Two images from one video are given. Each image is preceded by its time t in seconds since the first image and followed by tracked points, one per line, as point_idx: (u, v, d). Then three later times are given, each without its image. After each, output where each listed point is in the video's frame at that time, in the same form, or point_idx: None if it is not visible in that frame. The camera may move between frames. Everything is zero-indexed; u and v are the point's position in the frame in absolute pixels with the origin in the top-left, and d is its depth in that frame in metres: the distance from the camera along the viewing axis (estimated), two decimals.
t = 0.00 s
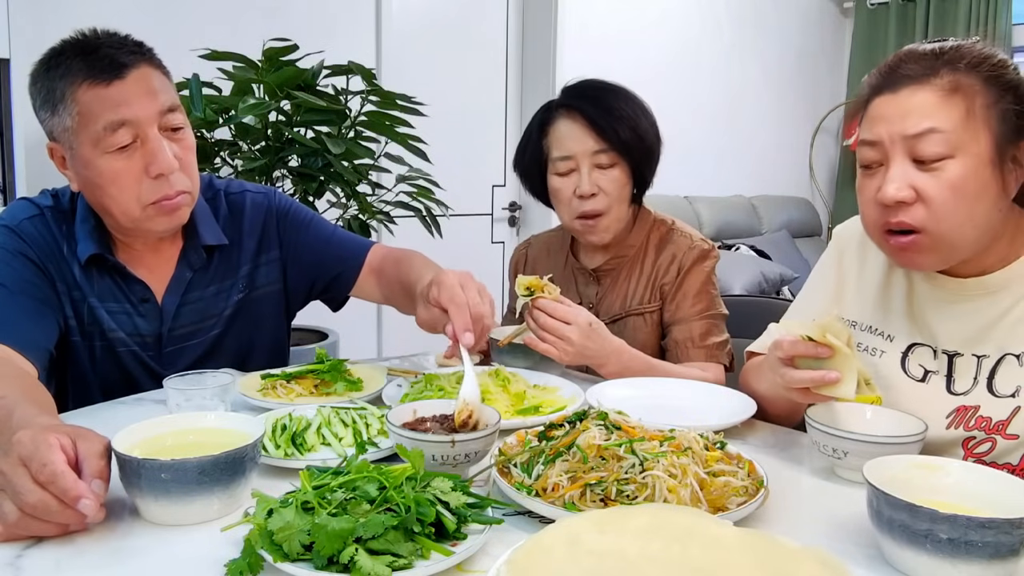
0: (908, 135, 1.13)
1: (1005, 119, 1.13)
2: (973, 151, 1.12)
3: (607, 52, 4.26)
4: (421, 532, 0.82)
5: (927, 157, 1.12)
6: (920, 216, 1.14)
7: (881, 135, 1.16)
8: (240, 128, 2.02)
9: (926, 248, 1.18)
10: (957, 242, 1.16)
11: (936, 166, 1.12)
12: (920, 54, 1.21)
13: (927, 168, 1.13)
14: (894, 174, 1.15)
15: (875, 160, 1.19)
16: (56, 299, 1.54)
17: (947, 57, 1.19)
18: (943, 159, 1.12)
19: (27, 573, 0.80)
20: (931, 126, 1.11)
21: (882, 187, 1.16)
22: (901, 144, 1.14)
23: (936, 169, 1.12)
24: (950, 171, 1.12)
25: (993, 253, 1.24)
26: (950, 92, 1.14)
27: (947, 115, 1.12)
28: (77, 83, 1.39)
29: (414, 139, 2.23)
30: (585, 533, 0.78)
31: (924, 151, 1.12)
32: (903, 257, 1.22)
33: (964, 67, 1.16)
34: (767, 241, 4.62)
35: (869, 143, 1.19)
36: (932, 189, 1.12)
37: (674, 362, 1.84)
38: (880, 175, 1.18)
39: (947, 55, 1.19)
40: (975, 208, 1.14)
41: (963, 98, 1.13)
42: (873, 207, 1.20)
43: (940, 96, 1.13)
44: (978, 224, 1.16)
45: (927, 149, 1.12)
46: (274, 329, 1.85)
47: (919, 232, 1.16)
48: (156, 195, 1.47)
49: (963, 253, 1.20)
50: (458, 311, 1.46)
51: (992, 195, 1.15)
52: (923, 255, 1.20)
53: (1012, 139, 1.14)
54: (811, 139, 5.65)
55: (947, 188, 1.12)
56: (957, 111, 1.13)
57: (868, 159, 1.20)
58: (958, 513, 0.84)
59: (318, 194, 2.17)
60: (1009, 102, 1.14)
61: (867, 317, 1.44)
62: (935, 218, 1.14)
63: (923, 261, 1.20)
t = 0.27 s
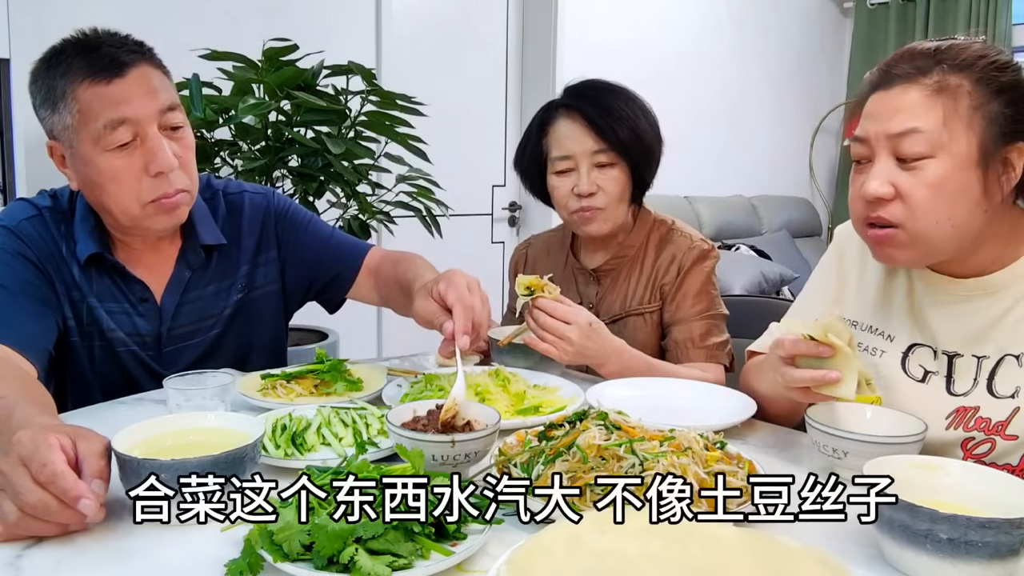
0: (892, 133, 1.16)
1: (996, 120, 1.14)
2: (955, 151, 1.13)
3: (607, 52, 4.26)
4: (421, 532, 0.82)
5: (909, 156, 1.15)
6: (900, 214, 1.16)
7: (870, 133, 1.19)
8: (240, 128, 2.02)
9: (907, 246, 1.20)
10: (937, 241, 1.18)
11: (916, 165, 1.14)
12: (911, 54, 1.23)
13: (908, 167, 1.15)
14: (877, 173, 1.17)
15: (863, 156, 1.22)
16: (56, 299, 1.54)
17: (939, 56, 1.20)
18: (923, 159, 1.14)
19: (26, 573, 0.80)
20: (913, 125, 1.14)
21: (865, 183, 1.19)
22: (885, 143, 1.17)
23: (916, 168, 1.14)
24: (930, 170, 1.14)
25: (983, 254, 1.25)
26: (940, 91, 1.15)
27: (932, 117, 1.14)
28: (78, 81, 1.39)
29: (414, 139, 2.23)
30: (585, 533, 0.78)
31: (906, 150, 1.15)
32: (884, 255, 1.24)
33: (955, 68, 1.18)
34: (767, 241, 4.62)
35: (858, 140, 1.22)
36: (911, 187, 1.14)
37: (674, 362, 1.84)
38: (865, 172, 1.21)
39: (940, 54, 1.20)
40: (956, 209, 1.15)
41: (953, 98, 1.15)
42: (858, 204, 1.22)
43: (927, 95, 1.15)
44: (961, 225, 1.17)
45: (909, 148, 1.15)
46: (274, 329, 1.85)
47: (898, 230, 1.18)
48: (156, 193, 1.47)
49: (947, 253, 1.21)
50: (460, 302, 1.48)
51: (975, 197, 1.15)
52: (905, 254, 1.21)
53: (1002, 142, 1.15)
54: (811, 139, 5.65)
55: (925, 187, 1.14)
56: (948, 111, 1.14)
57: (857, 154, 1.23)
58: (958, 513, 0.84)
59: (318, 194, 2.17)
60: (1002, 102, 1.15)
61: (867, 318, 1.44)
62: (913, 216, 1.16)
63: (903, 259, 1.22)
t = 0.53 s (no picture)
0: (885, 133, 1.17)
1: (989, 119, 1.14)
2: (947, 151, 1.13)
3: (607, 52, 4.26)
4: (420, 532, 0.82)
5: (901, 155, 1.15)
6: (891, 213, 1.17)
7: (865, 132, 1.21)
8: (240, 128, 2.02)
9: (899, 244, 1.21)
10: (930, 240, 1.18)
11: (908, 164, 1.15)
12: (906, 53, 1.24)
13: (900, 166, 1.16)
14: (869, 173, 1.19)
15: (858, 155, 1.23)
16: (56, 299, 1.54)
17: (934, 55, 1.20)
18: (914, 158, 1.15)
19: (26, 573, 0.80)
20: (904, 125, 1.15)
21: (858, 182, 1.20)
22: (879, 143, 1.18)
23: (907, 167, 1.15)
24: (921, 170, 1.14)
25: (980, 254, 1.25)
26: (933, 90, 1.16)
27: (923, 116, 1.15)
28: (77, 80, 1.39)
29: (414, 139, 2.23)
30: (585, 533, 0.78)
31: (899, 148, 1.15)
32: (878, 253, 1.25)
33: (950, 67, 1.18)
34: (767, 241, 4.62)
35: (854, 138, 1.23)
36: (902, 187, 1.15)
37: (674, 362, 1.84)
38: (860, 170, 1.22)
39: (935, 54, 1.20)
40: (948, 208, 1.15)
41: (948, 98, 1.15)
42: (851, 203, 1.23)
43: (920, 94, 1.16)
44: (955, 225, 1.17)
45: (901, 147, 1.15)
46: (273, 328, 1.84)
47: (892, 229, 1.19)
48: (155, 192, 1.47)
49: (940, 252, 1.21)
50: (465, 310, 1.49)
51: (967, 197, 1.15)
52: (898, 252, 1.22)
53: (996, 142, 1.15)
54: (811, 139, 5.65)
55: (916, 187, 1.14)
56: (942, 111, 1.14)
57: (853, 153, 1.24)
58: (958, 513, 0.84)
59: (318, 194, 2.17)
60: (998, 102, 1.15)
61: (867, 318, 1.44)
62: (904, 215, 1.16)
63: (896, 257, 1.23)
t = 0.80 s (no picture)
0: (883, 131, 1.17)
1: (987, 117, 1.14)
2: (945, 149, 1.14)
3: (607, 52, 4.26)
4: (421, 533, 0.82)
5: (899, 153, 1.16)
6: (890, 211, 1.18)
7: (865, 130, 1.21)
8: (240, 128, 2.02)
9: (897, 242, 1.21)
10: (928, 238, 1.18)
11: (906, 161, 1.15)
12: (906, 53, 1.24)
13: (898, 163, 1.16)
14: (870, 170, 1.19)
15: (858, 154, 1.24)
16: (56, 299, 1.54)
17: (934, 54, 1.21)
18: (911, 157, 1.15)
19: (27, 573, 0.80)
20: (903, 124, 1.15)
21: (859, 179, 1.21)
22: (878, 140, 1.19)
23: (905, 165, 1.15)
24: (919, 168, 1.14)
25: (980, 255, 1.25)
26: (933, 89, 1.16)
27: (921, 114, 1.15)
28: (77, 80, 1.39)
29: (414, 139, 2.23)
30: (585, 534, 0.78)
31: (898, 146, 1.16)
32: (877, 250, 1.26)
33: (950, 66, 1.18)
34: (767, 241, 4.62)
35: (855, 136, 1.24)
36: (901, 184, 1.15)
37: (674, 362, 1.84)
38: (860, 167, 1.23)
39: (933, 53, 1.21)
40: (946, 206, 1.15)
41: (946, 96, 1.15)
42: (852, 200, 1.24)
43: (920, 93, 1.16)
44: (953, 223, 1.17)
45: (899, 145, 1.15)
46: (273, 328, 1.84)
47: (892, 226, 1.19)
48: (155, 192, 1.47)
49: (939, 250, 1.21)
50: (468, 323, 1.49)
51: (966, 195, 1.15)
52: (896, 250, 1.22)
53: (998, 140, 1.15)
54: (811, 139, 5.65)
55: (915, 185, 1.14)
56: (939, 108, 1.15)
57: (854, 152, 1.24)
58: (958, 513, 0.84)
59: (318, 195, 2.17)
60: (998, 100, 1.15)
61: (867, 318, 1.44)
62: (902, 213, 1.17)
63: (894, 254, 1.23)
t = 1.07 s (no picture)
0: (882, 124, 1.19)
1: (988, 115, 1.15)
2: (941, 143, 1.14)
3: (607, 52, 4.26)
4: (420, 533, 0.82)
5: (898, 145, 1.17)
6: (887, 202, 1.19)
7: (868, 125, 1.22)
8: (240, 128, 2.02)
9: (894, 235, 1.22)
10: (925, 233, 1.19)
11: (902, 153, 1.16)
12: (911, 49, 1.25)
13: (895, 155, 1.17)
14: (868, 162, 1.21)
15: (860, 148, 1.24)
16: (56, 299, 1.54)
17: (938, 49, 1.21)
18: (909, 149, 1.16)
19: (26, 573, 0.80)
20: (903, 116, 1.16)
21: (858, 172, 1.22)
22: (878, 134, 1.20)
23: (901, 156, 1.17)
24: (915, 161, 1.15)
25: (980, 254, 1.25)
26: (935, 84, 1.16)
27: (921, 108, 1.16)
28: (78, 80, 1.40)
29: (415, 139, 2.23)
30: (585, 534, 0.78)
31: (897, 139, 1.17)
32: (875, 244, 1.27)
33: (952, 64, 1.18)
34: (767, 241, 4.62)
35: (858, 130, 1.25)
36: (897, 177, 1.17)
37: (674, 363, 1.84)
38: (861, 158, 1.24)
39: (938, 49, 1.21)
40: (942, 200, 1.16)
41: (946, 93, 1.15)
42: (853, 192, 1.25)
43: (921, 88, 1.17)
44: (951, 219, 1.17)
45: (897, 138, 1.17)
46: (273, 329, 1.84)
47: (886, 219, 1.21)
48: (154, 193, 1.47)
49: (937, 246, 1.22)
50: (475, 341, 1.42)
51: (962, 189, 1.16)
52: (893, 244, 1.23)
53: (999, 137, 1.15)
54: (811, 139, 5.65)
55: (910, 177, 1.15)
56: (938, 103, 1.15)
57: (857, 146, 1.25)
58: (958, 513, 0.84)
59: (318, 195, 2.17)
60: (999, 97, 1.15)
61: (867, 318, 1.44)
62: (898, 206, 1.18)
63: (892, 249, 1.24)
